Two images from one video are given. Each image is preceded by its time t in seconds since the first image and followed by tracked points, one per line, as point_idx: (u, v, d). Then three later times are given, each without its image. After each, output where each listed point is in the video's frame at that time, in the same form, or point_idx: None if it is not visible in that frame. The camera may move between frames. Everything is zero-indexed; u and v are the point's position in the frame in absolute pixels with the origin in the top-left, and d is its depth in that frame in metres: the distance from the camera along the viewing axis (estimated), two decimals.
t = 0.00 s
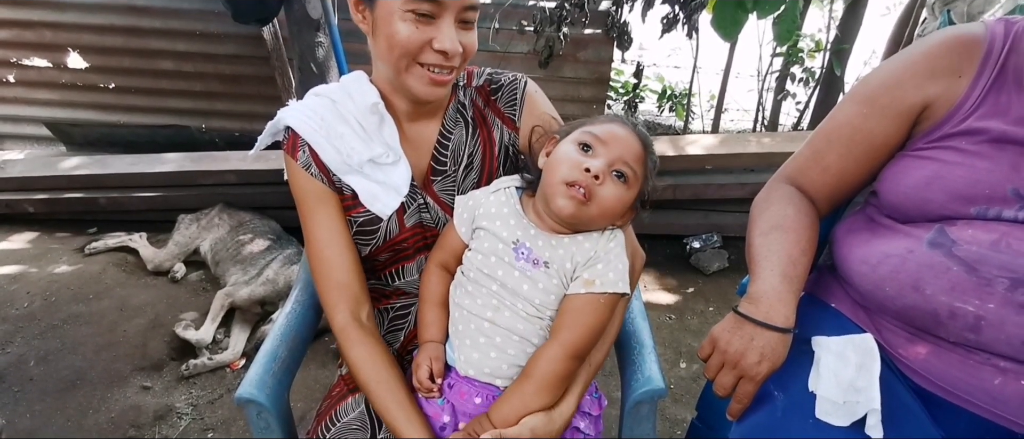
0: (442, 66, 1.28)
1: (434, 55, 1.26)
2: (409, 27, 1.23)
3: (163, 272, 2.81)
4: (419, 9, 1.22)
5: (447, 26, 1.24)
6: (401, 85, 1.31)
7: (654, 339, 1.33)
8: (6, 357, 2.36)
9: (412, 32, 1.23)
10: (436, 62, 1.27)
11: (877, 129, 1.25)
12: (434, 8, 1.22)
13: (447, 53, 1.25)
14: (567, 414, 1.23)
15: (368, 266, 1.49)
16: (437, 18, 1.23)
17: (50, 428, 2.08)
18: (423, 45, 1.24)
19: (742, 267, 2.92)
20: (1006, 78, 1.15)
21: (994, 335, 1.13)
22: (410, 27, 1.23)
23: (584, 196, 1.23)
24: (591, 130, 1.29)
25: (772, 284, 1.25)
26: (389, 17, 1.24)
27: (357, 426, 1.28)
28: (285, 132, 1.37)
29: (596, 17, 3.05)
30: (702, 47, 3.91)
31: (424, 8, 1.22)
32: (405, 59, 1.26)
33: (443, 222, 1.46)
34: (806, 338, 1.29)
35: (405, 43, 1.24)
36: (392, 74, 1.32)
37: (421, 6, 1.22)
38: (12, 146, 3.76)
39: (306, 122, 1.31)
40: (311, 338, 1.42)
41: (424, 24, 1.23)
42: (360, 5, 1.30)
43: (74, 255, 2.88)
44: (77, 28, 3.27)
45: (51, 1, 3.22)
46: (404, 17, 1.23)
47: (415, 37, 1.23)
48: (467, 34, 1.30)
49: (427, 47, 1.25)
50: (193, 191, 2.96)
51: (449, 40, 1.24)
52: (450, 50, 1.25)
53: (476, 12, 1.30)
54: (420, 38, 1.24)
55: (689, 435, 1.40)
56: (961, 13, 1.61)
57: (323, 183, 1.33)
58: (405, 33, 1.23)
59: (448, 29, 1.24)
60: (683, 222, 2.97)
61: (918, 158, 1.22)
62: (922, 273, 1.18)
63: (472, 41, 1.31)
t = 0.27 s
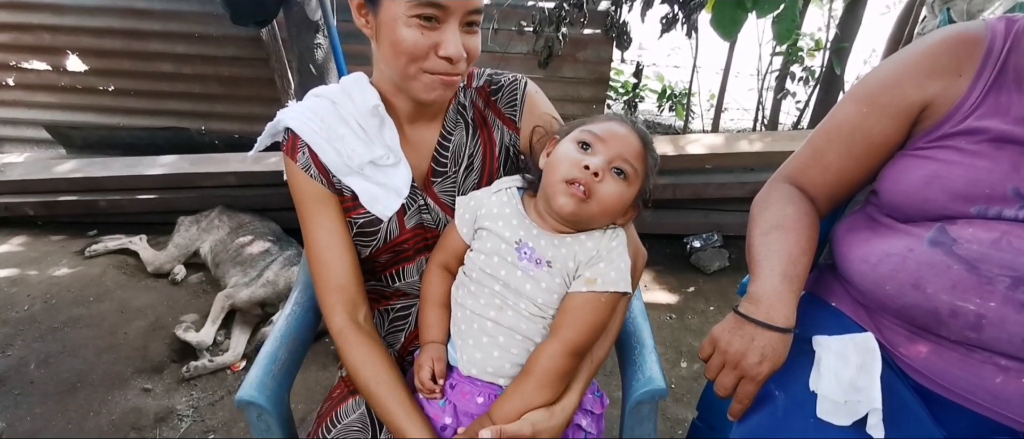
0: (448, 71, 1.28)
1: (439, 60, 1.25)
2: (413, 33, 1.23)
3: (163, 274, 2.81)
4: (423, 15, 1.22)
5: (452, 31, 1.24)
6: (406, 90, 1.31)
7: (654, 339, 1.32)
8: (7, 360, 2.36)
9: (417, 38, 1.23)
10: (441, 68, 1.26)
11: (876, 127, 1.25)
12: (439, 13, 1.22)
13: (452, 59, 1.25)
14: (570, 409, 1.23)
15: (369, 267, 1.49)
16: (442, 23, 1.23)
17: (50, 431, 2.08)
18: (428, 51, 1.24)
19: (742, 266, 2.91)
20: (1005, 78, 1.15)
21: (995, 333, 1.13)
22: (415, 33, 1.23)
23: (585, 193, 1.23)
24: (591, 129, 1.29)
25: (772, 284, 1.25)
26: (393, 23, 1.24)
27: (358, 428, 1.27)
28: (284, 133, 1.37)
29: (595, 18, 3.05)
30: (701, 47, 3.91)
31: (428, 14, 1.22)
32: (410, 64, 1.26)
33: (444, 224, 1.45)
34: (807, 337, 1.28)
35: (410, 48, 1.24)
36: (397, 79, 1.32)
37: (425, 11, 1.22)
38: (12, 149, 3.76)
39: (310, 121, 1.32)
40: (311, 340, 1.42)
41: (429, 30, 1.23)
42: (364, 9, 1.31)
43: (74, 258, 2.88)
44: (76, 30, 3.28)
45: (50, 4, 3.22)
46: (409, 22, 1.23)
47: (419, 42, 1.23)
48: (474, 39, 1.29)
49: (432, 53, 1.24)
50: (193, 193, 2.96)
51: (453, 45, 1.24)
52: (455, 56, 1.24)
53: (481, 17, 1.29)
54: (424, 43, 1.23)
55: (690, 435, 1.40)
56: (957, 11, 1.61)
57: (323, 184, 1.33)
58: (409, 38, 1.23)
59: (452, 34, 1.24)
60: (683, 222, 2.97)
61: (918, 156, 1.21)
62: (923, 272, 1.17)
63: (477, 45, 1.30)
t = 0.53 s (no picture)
0: (448, 65, 1.27)
1: (442, 53, 1.25)
2: (418, 22, 1.23)
3: (163, 274, 2.81)
4: (431, 6, 1.23)
5: (457, 25, 1.24)
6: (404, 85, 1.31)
7: (652, 339, 1.33)
8: (6, 360, 2.36)
9: (421, 28, 1.23)
10: (443, 61, 1.26)
11: (875, 126, 1.25)
12: (445, 6, 1.23)
13: (456, 52, 1.25)
14: (570, 405, 1.23)
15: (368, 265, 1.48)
16: (448, 16, 1.24)
17: (50, 431, 2.08)
18: (431, 42, 1.24)
19: (741, 266, 2.91)
20: (1005, 75, 1.15)
21: (992, 333, 1.13)
22: (420, 23, 1.23)
23: (582, 193, 1.23)
24: (588, 128, 1.29)
25: (770, 284, 1.25)
26: (399, 13, 1.24)
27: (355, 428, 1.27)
28: (282, 130, 1.36)
29: (594, 17, 3.05)
30: (700, 46, 3.91)
31: (435, 6, 1.23)
32: (412, 56, 1.26)
33: (443, 223, 1.46)
34: (805, 337, 1.28)
35: (414, 39, 1.24)
36: (396, 72, 1.31)
37: (431, 3, 1.23)
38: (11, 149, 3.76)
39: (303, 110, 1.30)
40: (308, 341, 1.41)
41: (434, 22, 1.24)
42: (371, 2, 1.31)
43: (73, 258, 2.88)
44: (75, 31, 3.28)
45: (48, 4, 3.22)
46: (415, 12, 1.23)
47: (424, 33, 1.23)
48: (476, 37, 1.30)
49: (435, 44, 1.24)
50: (193, 194, 2.96)
51: (457, 38, 1.24)
52: (460, 49, 1.24)
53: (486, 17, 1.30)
54: (429, 34, 1.24)
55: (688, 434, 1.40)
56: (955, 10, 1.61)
57: (318, 180, 1.31)
58: (414, 29, 1.23)
59: (457, 27, 1.24)
60: (682, 221, 2.97)
61: (918, 154, 1.21)
62: (920, 271, 1.17)
63: (480, 45, 1.31)
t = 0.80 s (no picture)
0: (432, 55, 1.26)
1: (422, 41, 1.24)
2: (399, 12, 1.23)
3: (161, 273, 2.81)
4: None
5: (438, 13, 1.24)
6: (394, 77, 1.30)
7: (650, 337, 1.33)
8: (5, 359, 2.36)
9: (403, 18, 1.23)
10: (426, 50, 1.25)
11: (874, 124, 1.25)
12: None
13: (436, 41, 1.24)
14: (570, 400, 1.23)
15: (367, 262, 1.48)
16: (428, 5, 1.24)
17: (48, 430, 2.08)
18: (412, 31, 1.24)
19: (740, 264, 2.92)
20: (1003, 73, 1.15)
21: (990, 332, 1.13)
22: (401, 14, 1.23)
23: (579, 189, 1.23)
24: (584, 125, 1.29)
25: (769, 283, 1.25)
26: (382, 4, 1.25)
27: (352, 427, 1.27)
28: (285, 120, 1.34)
29: (593, 16, 3.05)
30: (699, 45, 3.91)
31: None
32: (395, 45, 1.26)
33: (442, 220, 1.47)
34: (803, 336, 1.28)
35: (395, 29, 1.24)
36: (386, 63, 1.31)
37: None
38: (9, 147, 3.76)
39: (302, 95, 1.28)
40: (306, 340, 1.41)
41: (414, 10, 1.24)
42: None
43: (72, 257, 2.88)
44: (73, 30, 3.27)
45: (47, 3, 3.21)
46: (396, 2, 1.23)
47: (403, 22, 1.24)
48: (465, 27, 1.28)
49: (415, 34, 1.24)
50: (191, 192, 2.96)
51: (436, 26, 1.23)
52: (439, 38, 1.23)
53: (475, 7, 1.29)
54: (408, 23, 1.23)
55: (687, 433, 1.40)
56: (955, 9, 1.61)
57: (323, 162, 1.28)
58: (395, 18, 1.23)
59: (438, 16, 1.24)
60: (680, 220, 2.97)
61: (916, 152, 1.21)
62: (918, 270, 1.18)
63: (470, 36, 1.30)
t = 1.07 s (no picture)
0: (461, 55, 1.27)
1: (455, 43, 1.25)
2: (429, 15, 1.22)
3: (161, 272, 2.81)
4: None
5: (468, 15, 1.24)
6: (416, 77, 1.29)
7: (651, 337, 1.33)
8: (4, 358, 2.36)
9: (433, 21, 1.22)
10: (456, 51, 1.26)
11: (875, 122, 1.24)
12: None
13: (469, 42, 1.25)
14: (574, 401, 1.23)
15: (367, 261, 1.48)
16: (459, 6, 1.23)
17: (48, 429, 2.08)
18: (444, 34, 1.23)
19: (740, 264, 2.91)
20: (1005, 69, 1.14)
21: (992, 332, 1.13)
22: (431, 15, 1.22)
23: (584, 188, 1.22)
24: (590, 125, 1.29)
25: (770, 282, 1.24)
26: (408, 5, 1.23)
27: (351, 425, 1.27)
28: (284, 121, 1.37)
29: (593, 14, 3.04)
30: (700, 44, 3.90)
31: None
32: (424, 49, 1.25)
33: (445, 221, 1.45)
34: (804, 335, 1.28)
35: (424, 31, 1.23)
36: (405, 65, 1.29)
37: None
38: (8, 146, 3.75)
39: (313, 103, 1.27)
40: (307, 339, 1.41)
41: (445, 13, 1.23)
42: None
43: (71, 256, 2.88)
44: (72, 28, 3.27)
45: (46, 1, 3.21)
46: (425, 5, 1.22)
47: (434, 24, 1.23)
48: (485, 27, 1.30)
49: (447, 35, 1.24)
50: (190, 191, 2.95)
51: (470, 28, 1.24)
52: (472, 39, 1.24)
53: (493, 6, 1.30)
54: (440, 26, 1.23)
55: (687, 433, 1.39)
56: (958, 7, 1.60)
57: (317, 175, 1.33)
58: (425, 21, 1.22)
59: (469, 17, 1.24)
60: (681, 219, 2.96)
61: (919, 149, 1.21)
62: (919, 269, 1.17)
63: (489, 34, 1.31)
